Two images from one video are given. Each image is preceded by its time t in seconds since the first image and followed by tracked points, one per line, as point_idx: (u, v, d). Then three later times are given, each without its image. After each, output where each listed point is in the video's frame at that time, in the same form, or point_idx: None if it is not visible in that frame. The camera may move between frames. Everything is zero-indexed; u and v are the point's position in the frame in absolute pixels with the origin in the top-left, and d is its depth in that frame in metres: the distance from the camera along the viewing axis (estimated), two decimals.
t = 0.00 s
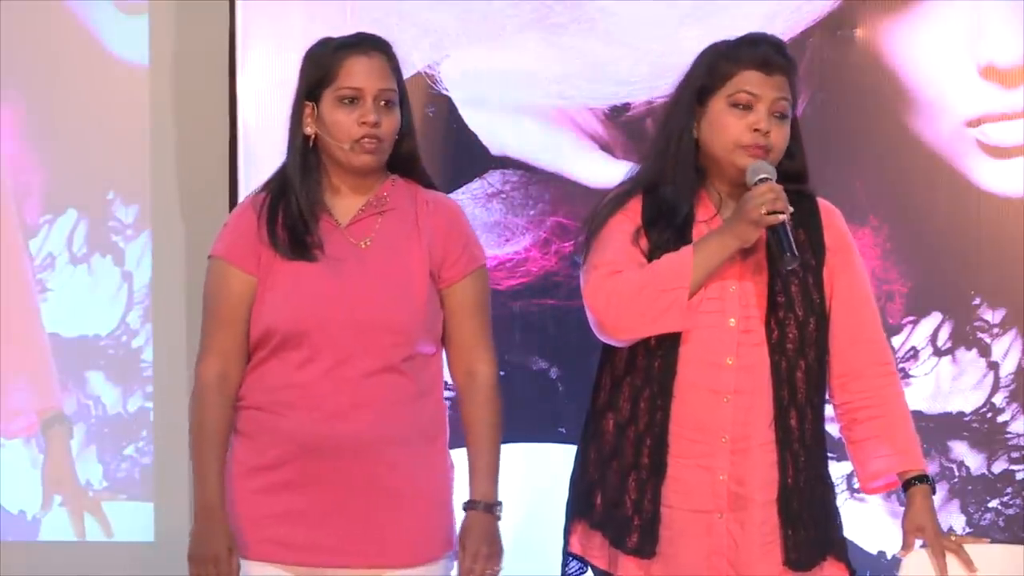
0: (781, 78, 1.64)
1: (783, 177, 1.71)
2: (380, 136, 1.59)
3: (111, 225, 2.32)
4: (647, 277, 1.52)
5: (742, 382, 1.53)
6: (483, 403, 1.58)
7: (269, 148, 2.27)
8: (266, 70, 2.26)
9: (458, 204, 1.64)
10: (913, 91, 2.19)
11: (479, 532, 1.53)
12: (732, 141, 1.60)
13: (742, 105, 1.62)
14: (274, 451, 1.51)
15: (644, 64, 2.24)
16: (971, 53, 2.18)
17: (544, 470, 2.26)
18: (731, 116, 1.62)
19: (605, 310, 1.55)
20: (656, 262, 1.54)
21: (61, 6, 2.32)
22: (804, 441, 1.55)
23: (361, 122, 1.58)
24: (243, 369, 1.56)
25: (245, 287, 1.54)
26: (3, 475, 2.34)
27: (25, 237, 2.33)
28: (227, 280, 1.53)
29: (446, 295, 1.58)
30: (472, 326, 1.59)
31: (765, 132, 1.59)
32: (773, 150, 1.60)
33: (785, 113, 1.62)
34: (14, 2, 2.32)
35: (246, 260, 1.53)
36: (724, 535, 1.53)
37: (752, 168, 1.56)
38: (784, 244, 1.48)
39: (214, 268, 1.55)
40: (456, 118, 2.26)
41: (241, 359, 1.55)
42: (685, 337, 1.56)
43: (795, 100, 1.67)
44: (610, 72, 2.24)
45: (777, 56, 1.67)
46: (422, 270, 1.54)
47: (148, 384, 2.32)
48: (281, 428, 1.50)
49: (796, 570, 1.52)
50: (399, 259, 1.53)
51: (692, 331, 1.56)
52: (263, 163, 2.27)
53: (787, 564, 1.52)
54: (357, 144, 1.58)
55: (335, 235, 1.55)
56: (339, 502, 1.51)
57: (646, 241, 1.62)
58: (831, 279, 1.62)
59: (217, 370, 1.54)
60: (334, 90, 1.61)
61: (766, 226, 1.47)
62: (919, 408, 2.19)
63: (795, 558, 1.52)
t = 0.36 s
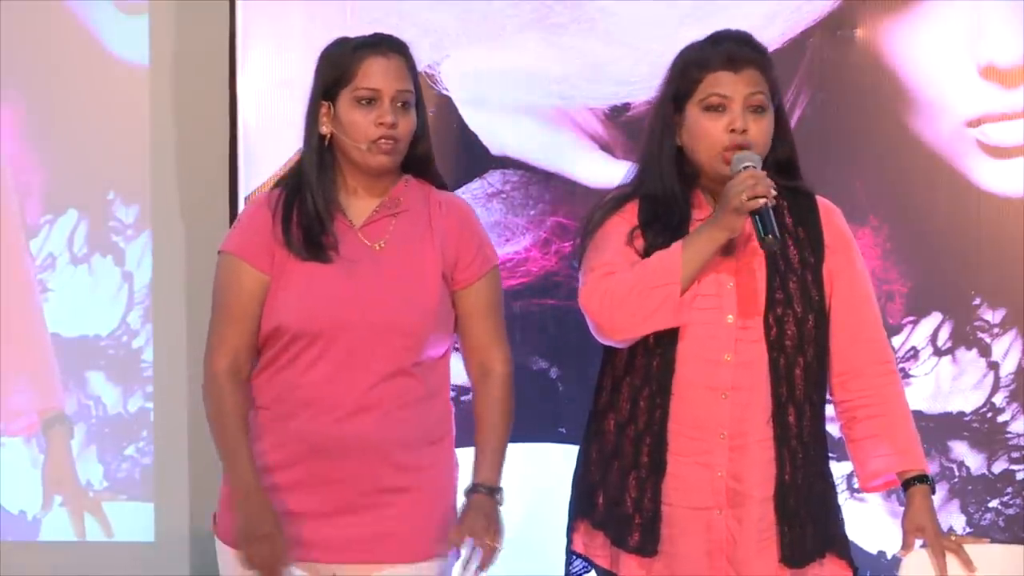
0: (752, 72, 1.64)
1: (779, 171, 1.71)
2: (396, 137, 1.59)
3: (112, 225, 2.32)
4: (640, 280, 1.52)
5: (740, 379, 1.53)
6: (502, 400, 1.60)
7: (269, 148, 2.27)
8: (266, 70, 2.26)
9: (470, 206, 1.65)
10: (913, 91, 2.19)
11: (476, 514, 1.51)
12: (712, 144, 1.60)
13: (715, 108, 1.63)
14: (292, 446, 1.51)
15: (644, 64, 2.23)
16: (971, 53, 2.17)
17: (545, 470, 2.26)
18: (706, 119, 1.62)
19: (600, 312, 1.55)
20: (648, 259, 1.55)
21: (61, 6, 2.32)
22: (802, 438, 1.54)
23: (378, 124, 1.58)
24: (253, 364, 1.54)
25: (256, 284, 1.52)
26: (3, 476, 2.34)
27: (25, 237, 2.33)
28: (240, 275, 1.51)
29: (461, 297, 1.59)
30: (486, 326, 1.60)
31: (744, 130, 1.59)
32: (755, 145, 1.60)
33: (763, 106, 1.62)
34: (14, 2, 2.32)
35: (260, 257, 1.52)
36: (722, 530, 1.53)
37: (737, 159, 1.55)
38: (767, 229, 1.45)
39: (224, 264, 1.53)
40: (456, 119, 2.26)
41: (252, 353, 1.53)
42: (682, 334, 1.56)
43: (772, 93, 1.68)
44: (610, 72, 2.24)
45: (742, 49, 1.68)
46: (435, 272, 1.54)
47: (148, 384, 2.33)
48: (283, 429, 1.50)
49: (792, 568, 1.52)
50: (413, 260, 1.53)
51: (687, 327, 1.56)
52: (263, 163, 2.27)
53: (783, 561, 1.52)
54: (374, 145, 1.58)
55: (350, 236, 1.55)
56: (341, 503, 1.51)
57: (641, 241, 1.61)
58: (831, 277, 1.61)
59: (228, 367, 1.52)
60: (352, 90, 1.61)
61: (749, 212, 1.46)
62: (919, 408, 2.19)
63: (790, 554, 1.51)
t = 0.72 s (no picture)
0: (745, 74, 1.64)
1: (776, 171, 1.71)
2: (411, 140, 1.66)
3: (112, 225, 2.32)
4: (637, 290, 1.52)
5: (740, 382, 1.53)
6: (490, 398, 1.62)
7: (269, 147, 2.27)
8: (266, 69, 2.26)
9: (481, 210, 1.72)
10: (913, 91, 2.19)
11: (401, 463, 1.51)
12: (706, 146, 1.61)
13: (709, 111, 1.63)
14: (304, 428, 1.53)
15: (644, 64, 2.23)
16: (971, 53, 2.17)
17: (544, 469, 2.26)
18: (700, 123, 1.62)
19: (597, 317, 1.55)
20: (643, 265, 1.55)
21: (61, 5, 2.32)
22: (805, 439, 1.54)
23: (394, 127, 1.64)
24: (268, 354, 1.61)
25: (272, 280, 1.59)
26: (3, 476, 2.34)
27: (25, 237, 2.33)
28: (256, 272, 1.58)
29: (467, 300, 1.65)
30: (489, 331, 1.65)
31: (737, 133, 1.59)
32: (749, 146, 1.60)
33: (757, 108, 1.62)
34: (14, 2, 2.32)
35: (276, 254, 1.59)
36: (724, 534, 1.53)
37: (726, 158, 1.56)
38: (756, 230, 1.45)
39: (241, 259, 1.60)
40: (456, 119, 2.27)
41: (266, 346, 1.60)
42: (682, 338, 1.56)
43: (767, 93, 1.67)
44: (610, 72, 2.24)
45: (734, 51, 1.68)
46: (448, 276, 1.62)
47: (148, 384, 2.33)
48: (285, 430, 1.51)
49: (801, 569, 1.52)
50: (424, 262, 1.60)
51: (687, 331, 1.56)
52: (263, 163, 2.27)
53: (792, 563, 1.52)
54: (389, 147, 1.65)
55: (364, 236, 1.62)
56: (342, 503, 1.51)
57: (639, 248, 1.62)
58: (831, 277, 1.61)
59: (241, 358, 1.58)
60: (368, 93, 1.67)
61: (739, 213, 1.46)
62: (919, 408, 2.19)
63: (799, 557, 1.52)
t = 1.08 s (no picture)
0: (747, 68, 1.64)
1: (776, 172, 1.71)
2: (405, 136, 1.67)
3: (111, 225, 2.32)
4: (639, 294, 1.51)
5: (741, 384, 1.53)
6: (482, 393, 1.64)
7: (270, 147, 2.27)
8: (266, 70, 2.26)
9: (472, 210, 1.76)
10: (913, 91, 2.19)
11: (395, 449, 1.51)
12: (705, 138, 1.61)
13: (710, 103, 1.63)
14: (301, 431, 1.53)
15: (644, 64, 2.23)
16: (972, 52, 2.17)
17: (544, 469, 2.26)
18: (701, 114, 1.62)
19: (598, 322, 1.55)
20: (644, 268, 1.54)
21: (61, 5, 2.32)
22: (806, 440, 1.54)
23: (387, 122, 1.66)
24: (264, 356, 1.60)
25: (268, 277, 1.59)
26: (3, 475, 2.34)
27: (25, 237, 2.33)
28: (253, 269, 1.58)
29: (460, 298, 1.67)
30: (483, 328, 1.67)
31: (737, 125, 1.59)
32: (747, 141, 1.60)
33: (758, 103, 1.63)
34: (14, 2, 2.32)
35: (270, 253, 1.58)
36: (726, 536, 1.53)
37: (726, 160, 1.56)
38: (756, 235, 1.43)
39: (235, 259, 1.59)
40: (456, 118, 2.26)
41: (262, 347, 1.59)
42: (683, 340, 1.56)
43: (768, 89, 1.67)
44: (610, 73, 2.24)
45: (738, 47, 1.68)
46: (441, 274, 1.64)
47: (148, 384, 2.33)
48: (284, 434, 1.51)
49: (802, 570, 1.52)
50: (420, 259, 1.63)
51: (687, 333, 1.56)
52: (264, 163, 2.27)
53: (793, 565, 1.52)
54: (382, 142, 1.66)
55: (359, 235, 1.63)
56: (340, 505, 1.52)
57: (639, 248, 1.62)
58: (831, 277, 1.61)
59: (241, 362, 1.57)
60: (361, 89, 1.68)
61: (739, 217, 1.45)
62: (919, 408, 2.19)
63: (800, 558, 1.52)
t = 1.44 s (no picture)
0: (751, 75, 1.64)
1: (778, 173, 1.72)
2: (370, 130, 1.67)
3: (111, 225, 2.32)
4: (643, 290, 1.51)
5: (744, 383, 1.54)
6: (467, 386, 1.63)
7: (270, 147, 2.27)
8: (267, 70, 2.27)
9: (445, 200, 1.74)
10: (913, 91, 2.19)
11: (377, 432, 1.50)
12: (708, 143, 1.61)
13: (712, 109, 1.63)
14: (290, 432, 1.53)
15: (644, 64, 2.23)
16: (972, 52, 2.17)
17: (544, 469, 2.26)
18: (703, 121, 1.63)
19: (600, 320, 1.55)
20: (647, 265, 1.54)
21: (61, 5, 2.32)
22: (808, 440, 1.54)
23: (350, 117, 1.65)
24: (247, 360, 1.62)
25: (244, 281, 1.61)
26: (3, 476, 2.34)
27: (25, 236, 2.33)
28: (228, 275, 1.61)
29: (438, 291, 1.66)
30: (464, 320, 1.66)
31: (739, 134, 1.60)
32: (751, 147, 1.60)
33: (760, 110, 1.63)
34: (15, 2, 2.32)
35: (244, 257, 1.61)
36: (729, 535, 1.53)
37: (727, 161, 1.57)
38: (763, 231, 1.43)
39: (210, 268, 1.62)
40: (456, 118, 2.26)
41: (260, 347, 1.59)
42: (685, 339, 1.56)
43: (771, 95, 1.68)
44: (610, 73, 2.24)
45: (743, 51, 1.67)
46: (416, 265, 1.63)
47: (148, 384, 2.33)
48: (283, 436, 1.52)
49: (804, 569, 1.52)
50: (392, 254, 1.62)
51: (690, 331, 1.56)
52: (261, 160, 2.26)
53: (795, 563, 1.52)
54: (348, 138, 1.65)
55: (331, 233, 1.64)
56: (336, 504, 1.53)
57: (642, 248, 1.62)
58: (831, 277, 1.61)
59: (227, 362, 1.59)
60: (321, 87, 1.68)
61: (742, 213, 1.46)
62: (919, 408, 2.19)
63: (801, 557, 1.52)
